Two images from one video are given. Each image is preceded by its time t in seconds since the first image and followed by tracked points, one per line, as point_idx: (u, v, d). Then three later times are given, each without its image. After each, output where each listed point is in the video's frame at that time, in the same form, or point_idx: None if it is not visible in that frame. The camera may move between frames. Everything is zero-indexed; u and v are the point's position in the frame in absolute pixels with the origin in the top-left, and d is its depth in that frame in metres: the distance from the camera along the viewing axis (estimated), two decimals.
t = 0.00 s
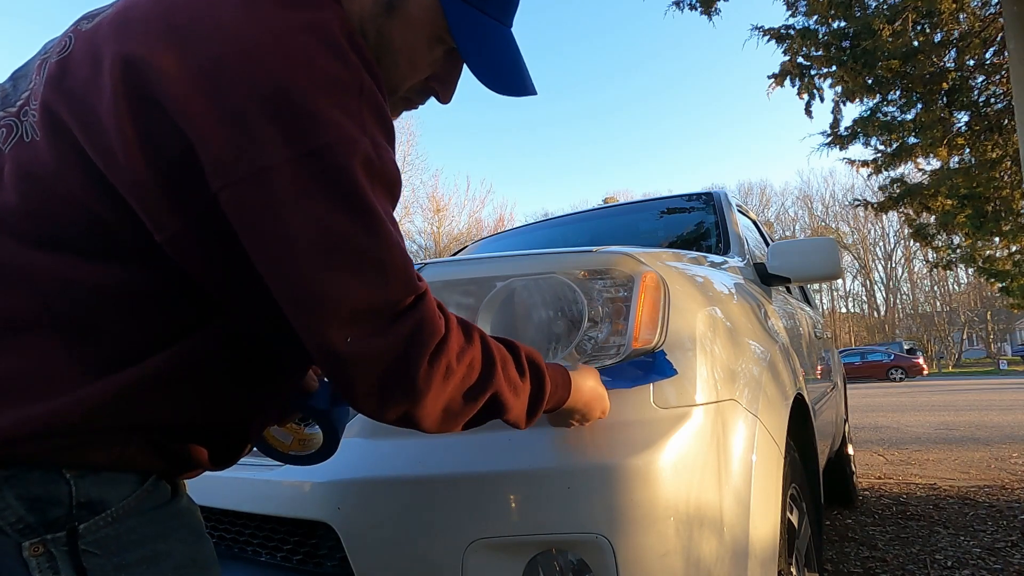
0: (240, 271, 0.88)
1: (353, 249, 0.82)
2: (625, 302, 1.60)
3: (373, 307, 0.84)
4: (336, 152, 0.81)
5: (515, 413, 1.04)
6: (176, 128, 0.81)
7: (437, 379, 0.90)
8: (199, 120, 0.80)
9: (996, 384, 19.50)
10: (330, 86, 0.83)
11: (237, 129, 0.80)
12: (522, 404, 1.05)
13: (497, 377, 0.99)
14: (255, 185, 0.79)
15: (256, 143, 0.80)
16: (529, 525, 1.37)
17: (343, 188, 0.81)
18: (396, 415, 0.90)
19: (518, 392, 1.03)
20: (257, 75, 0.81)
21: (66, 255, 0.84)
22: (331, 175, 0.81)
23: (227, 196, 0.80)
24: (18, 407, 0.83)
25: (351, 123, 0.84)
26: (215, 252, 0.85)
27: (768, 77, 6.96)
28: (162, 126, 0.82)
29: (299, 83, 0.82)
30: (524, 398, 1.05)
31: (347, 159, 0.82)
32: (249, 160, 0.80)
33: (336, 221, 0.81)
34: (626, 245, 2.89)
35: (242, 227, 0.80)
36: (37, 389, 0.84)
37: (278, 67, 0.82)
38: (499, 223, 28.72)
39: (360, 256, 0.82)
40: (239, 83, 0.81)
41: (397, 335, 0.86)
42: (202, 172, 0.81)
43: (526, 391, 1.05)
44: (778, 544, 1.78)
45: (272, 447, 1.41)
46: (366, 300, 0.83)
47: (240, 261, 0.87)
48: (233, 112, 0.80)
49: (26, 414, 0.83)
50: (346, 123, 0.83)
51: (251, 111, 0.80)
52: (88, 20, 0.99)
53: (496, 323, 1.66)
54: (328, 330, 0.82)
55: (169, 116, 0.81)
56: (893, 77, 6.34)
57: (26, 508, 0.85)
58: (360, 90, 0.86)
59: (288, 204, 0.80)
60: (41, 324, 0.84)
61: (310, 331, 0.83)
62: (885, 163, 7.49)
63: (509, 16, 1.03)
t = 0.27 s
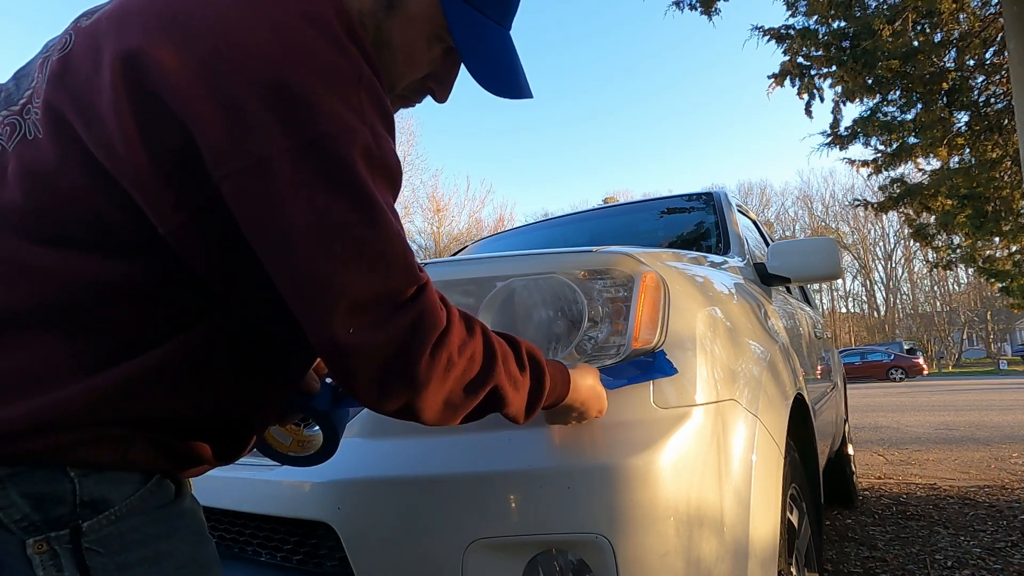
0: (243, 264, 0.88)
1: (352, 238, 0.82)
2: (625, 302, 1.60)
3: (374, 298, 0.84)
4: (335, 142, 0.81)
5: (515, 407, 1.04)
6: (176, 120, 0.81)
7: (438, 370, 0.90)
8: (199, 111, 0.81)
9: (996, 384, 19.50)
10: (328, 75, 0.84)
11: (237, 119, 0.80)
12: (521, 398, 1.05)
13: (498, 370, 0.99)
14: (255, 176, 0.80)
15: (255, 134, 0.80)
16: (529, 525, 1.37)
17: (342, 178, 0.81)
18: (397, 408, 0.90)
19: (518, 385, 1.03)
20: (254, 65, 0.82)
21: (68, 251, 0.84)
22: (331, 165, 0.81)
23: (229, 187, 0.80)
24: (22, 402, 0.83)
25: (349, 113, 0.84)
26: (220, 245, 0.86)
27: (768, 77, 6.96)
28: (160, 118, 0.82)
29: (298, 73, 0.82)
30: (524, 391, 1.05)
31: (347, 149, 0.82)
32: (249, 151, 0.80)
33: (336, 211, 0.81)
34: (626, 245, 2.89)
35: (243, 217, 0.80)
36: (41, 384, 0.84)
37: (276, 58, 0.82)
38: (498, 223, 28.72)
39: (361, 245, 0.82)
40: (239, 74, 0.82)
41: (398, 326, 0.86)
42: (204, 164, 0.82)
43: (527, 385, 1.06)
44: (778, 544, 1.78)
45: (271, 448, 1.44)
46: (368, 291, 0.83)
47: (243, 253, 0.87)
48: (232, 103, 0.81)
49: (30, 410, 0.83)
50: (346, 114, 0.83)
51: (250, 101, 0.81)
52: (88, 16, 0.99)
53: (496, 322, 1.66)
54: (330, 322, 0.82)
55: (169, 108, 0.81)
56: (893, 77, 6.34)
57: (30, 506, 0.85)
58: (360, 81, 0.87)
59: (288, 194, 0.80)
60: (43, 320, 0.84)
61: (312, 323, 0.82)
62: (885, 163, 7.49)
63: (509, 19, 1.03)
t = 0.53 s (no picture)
0: (245, 255, 0.88)
1: (352, 216, 0.82)
2: (625, 302, 1.60)
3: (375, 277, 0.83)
4: (329, 119, 0.81)
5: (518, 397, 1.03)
6: (170, 103, 0.81)
7: (443, 352, 0.90)
8: (193, 93, 0.80)
9: (997, 384, 19.49)
10: (319, 53, 0.83)
11: (229, 100, 0.80)
12: (524, 388, 1.04)
13: (502, 357, 0.98)
14: (250, 157, 0.79)
15: (248, 114, 0.80)
16: (529, 525, 1.36)
17: (337, 155, 0.81)
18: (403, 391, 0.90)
19: (521, 375, 1.03)
20: (246, 45, 0.81)
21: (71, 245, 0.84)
22: (325, 143, 0.81)
23: (225, 169, 0.80)
24: (29, 399, 0.84)
25: (343, 90, 0.83)
26: (222, 235, 0.86)
27: (768, 77, 6.96)
28: (155, 101, 0.82)
29: (289, 52, 0.82)
30: (527, 381, 1.05)
31: (342, 126, 0.82)
32: (243, 131, 0.79)
33: (334, 189, 0.81)
34: (626, 245, 2.89)
35: (241, 198, 0.80)
36: (48, 378, 0.85)
37: (266, 38, 0.82)
38: (498, 223, 28.72)
39: (360, 224, 0.82)
40: (232, 54, 0.81)
41: (401, 306, 0.86)
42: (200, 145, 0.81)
43: (530, 375, 1.05)
44: (778, 545, 1.78)
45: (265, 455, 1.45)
46: (368, 269, 0.83)
47: (245, 242, 0.87)
48: (224, 83, 0.80)
49: (38, 407, 0.83)
50: (339, 90, 0.83)
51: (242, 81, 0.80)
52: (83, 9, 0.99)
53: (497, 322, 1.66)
54: (334, 302, 0.82)
55: (163, 92, 0.81)
56: (893, 77, 6.34)
57: (38, 504, 0.85)
58: (352, 57, 0.86)
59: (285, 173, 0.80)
60: (48, 314, 0.84)
61: (316, 304, 0.82)
62: (885, 163, 7.49)
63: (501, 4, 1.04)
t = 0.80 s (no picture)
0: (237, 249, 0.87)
1: (328, 204, 0.80)
2: (625, 302, 1.60)
3: (354, 267, 0.82)
4: (308, 106, 0.81)
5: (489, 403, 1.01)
6: (151, 89, 0.81)
7: (420, 348, 0.87)
8: (172, 75, 0.80)
9: (997, 384, 19.53)
10: (301, 41, 0.83)
11: (209, 84, 0.79)
12: (495, 394, 1.02)
13: (475, 359, 0.96)
14: (228, 141, 0.79)
15: (227, 99, 0.79)
16: (530, 526, 1.36)
17: (316, 142, 0.81)
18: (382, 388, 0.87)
19: (491, 380, 1.00)
20: (226, 30, 0.82)
21: (72, 234, 0.85)
22: (305, 130, 0.80)
23: (202, 153, 0.79)
24: (28, 392, 0.84)
25: (324, 78, 0.83)
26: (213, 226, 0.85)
27: (768, 77, 6.96)
28: (135, 85, 0.82)
29: (270, 40, 0.82)
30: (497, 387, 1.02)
31: (319, 112, 0.81)
32: (221, 116, 0.79)
33: (311, 177, 0.80)
34: (626, 244, 2.88)
35: (219, 184, 0.80)
36: (48, 369, 0.85)
37: (247, 24, 0.82)
38: (499, 223, 28.72)
39: (338, 212, 0.81)
40: (212, 39, 0.82)
41: (379, 298, 0.84)
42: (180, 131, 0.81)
43: (501, 381, 1.03)
44: (778, 545, 1.78)
45: (281, 441, 1.34)
46: (346, 259, 0.81)
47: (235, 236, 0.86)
48: (203, 67, 0.80)
49: (40, 407, 0.84)
50: (319, 78, 0.82)
51: (221, 65, 0.80)
52: None
53: (496, 322, 1.65)
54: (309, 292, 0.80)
55: (143, 77, 0.81)
56: (893, 77, 6.34)
57: (33, 504, 0.86)
58: (333, 45, 0.86)
59: (262, 159, 0.79)
60: (46, 304, 0.85)
61: (291, 293, 0.81)
62: (885, 163, 7.49)
63: None
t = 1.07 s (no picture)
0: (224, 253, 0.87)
1: (312, 218, 0.81)
2: (625, 302, 1.60)
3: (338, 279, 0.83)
4: (296, 117, 0.81)
5: (466, 412, 1.01)
6: (137, 89, 0.81)
7: (395, 362, 0.88)
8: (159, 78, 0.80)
9: (997, 384, 19.53)
10: (292, 50, 0.83)
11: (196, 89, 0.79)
12: (472, 403, 1.02)
13: (451, 369, 0.97)
14: (212, 148, 0.79)
15: (214, 105, 0.79)
16: (531, 526, 1.36)
17: (302, 154, 0.81)
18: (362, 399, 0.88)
19: (469, 389, 1.01)
20: (216, 34, 0.81)
21: (62, 238, 0.84)
22: (292, 141, 0.81)
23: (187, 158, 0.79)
24: (30, 402, 0.85)
25: (313, 88, 0.83)
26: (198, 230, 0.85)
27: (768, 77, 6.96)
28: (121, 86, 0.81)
29: (261, 47, 0.82)
30: (475, 396, 1.03)
31: (308, 124, 0.81)
32: (206, 121, 0.79)
33: (295, 189, 0.81)
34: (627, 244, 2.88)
35: (203, 190, 0.80)
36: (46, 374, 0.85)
37: (239, 29, 0.82)
38: (499, 223, 28.72)
39: (321, 226, 0.81)
40: (201, 44, 0.81)
41: (359, 311, 0.85)
42: (165, 135, 0.81)
43: (479, 390, 1.03)
44: (778, 545, 1.78)
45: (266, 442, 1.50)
46: (326, 273, 0.82)
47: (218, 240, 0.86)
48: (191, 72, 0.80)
49: (37, 410, 0.84)
50: (310, 89, 0.82)
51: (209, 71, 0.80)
52: None
53: (496, 322, 1.65)
54: (289, 303, 0.82)
55: (130, 77, 0.81)
56: (893, 77, 6.33)
57: (33, 504, 0.86)
58: (325, 53, 0.85)
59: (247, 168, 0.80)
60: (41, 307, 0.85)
61: (272, 303, 0.82)
62: (885, 163, 7.49)
63: None
